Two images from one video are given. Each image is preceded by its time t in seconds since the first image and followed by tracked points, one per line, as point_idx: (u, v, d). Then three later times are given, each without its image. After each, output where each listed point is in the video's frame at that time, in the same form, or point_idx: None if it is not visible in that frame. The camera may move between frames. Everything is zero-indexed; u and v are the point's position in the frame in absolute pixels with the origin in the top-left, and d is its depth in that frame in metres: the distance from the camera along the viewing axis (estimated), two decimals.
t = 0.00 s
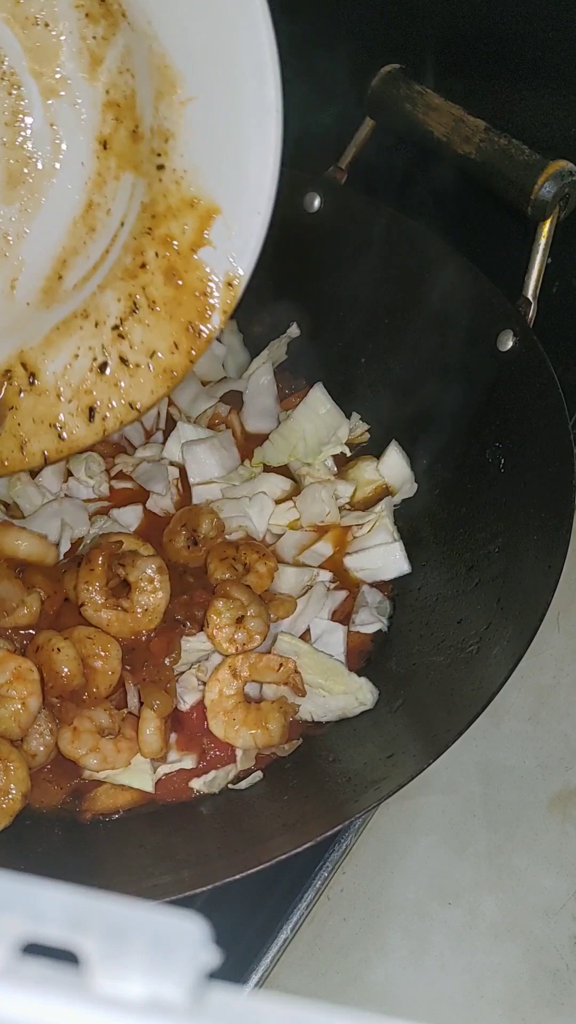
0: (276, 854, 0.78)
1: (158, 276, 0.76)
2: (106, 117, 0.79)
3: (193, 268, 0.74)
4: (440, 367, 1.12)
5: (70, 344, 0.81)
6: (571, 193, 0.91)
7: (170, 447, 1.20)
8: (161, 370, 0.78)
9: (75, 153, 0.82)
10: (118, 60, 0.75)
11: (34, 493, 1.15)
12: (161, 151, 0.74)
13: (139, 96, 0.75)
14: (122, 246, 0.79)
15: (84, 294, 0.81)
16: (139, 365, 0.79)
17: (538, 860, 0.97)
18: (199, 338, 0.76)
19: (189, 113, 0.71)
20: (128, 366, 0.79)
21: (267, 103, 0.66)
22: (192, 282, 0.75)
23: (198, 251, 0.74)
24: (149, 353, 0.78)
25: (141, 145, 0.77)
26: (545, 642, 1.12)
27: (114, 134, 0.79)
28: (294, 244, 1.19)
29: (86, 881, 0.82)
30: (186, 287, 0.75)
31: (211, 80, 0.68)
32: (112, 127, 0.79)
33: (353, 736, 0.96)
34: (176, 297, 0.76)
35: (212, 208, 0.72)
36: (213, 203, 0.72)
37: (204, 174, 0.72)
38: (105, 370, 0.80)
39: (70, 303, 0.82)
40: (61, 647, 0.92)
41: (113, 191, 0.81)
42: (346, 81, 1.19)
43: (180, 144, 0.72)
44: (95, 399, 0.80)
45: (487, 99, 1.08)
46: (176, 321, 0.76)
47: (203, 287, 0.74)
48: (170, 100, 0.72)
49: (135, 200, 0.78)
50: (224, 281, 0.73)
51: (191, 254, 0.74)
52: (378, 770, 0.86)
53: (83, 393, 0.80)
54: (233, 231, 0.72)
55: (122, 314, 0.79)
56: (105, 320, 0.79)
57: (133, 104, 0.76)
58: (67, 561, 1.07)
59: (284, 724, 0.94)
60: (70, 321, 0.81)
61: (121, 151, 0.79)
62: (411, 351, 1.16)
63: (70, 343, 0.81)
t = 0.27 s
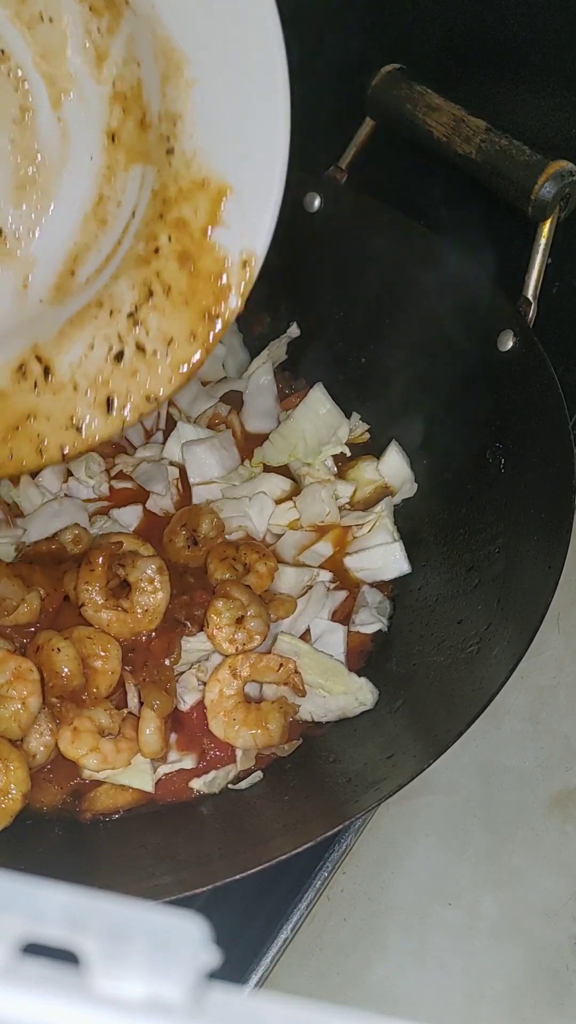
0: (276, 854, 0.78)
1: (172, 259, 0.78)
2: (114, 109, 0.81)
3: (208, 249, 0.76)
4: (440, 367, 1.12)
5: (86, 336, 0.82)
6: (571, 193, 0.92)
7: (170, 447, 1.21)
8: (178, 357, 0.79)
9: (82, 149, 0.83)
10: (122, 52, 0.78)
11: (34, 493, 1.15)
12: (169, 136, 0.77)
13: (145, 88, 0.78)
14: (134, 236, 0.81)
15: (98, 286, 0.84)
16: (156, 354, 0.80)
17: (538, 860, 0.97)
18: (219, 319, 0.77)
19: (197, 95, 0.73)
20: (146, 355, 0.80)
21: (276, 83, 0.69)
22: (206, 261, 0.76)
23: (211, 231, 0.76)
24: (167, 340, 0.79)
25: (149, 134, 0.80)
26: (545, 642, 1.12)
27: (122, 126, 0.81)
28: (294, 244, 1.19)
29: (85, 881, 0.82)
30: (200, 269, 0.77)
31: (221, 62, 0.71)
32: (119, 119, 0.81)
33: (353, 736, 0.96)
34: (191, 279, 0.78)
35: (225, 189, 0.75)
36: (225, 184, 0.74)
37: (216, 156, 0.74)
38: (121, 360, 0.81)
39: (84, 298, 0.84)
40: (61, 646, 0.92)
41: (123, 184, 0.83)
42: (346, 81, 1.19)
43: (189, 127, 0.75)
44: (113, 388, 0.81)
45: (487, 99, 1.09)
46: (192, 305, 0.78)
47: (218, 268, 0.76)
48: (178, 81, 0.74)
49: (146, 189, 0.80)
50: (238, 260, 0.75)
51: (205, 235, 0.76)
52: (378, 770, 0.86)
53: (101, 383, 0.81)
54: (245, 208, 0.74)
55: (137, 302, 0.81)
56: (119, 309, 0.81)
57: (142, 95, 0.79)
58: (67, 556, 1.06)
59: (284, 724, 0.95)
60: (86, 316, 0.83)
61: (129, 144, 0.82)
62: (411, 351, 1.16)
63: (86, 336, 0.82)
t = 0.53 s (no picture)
0: (276, 854, 0.79)
1: (183, 168, 0.70)
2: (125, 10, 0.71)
3: (220, 158, 0.69)
4: (440, 367, 1.12)
5: (98, 244, 0.72)
6: (571, 193, 0.92)
7: (170, 447, 1.21)
8: (190, 274, 0.70)
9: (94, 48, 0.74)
10: None
11: (34, 493, 1.15)
12: (180, 36, 0.69)
13: None
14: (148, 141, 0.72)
15: (109, 199, 0.74)
16: (169, 264, 0.71)
17: (539, 860, 0.96)
18: (229, 240, 0.70)
19: None
20: (159, 267, 0.71)
21: None
22: (215, 173, 0.69)
23: (222, 139, 0.69)
24: (180, 254, 0.71)
25: (161, 32, 0.70)
26: (545, 643, 1.12)
27: (135, 28, 0.72)
28: (294, 244, 1.19)
29: (85, 881, 0.82)
30: (210, 179, 0.69)
31: None
32: (132, 22, 0.72)
33: (353, 736, 0.96)
34: (203, 188, 0.70)
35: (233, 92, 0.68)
36: (234, 84, 0.67)
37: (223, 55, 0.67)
38: (133, 271, 0.71)
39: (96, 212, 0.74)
40: (60, 646, 0.92)
41: (138, 88, 0.74)
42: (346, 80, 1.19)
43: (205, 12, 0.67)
44: (126, 301, 0.71)
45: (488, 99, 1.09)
46: (205, 219, 0.70)
47: (232, 178, 0.69)
48: None
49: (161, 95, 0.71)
50: (250, 169, 0.69)
51: (214, 140, 0.69)
52: (378, 770, 0.86)
53: (116, 295, 0.72)
54: (259, 112, 0.67)
55: (149, 212, 0.71)
56: (132, 218, 0.72)
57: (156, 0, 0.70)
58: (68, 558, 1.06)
59: (284, 724, 0.95)
60: (97, 224, 0.73)
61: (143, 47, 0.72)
62: (411, 351, 1.16)
63: (99, 245, 0.72)
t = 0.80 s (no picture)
0: (276, 854, 0.79)
1: (238, 153, 0.64)
2: None
3: (278, 141, 0.63)
4: (440, 367, 1.12)
5: (145, 237, 0.69)
6: (571, 193, 0.92)
7: (170, 447, 1.21)
8: (244, 268, 0.66)
9: (146, 29, 0.70)
10: None
11: (34, 493, 1.15)
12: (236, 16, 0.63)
13: None
14: (202, 123, 0.67)
15: (159, 188, 0.70)
16: (221, 258, 0.67)
17: (539, 861, 0.96)
18: (285, 232, 0.65)
19: None
20: (211, 258, 0.67)
21: None
22: (272, 163, 0.64)
23: (281, 117, 0.63)
24: (236, 245, 0.66)
25: (218, 7, 0.65)
26: (545, 643, 1.12)
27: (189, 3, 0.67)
28: (294, 244, 1.19)
29: (85, 881, 0.82)
30: (271, 168, 0.64)
31: None
32: None
33: (353, 736, 0.96)
34: (261, 180, 0.64)
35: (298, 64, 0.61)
36: (298, 57, 0.61)
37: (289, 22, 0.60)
38: (182, 262, 0.68)
39: (146, 202, 0.70)
40: (60, 646, 0.92)
41: (191, 67, 0.69)
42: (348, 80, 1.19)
43: None
44: (173, 296, 0.68)
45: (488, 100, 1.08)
46: (260, 213, 0.65)
47: (292, 162, 0.63)
48: None
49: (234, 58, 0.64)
50: (312, 154, 0.63)
51: (269, 126, 0.63)
52: (378, 770, 0.86)
53: (161, 288, 0.68)
54: (324, 84, 0.61)
55: (201, 198, 0.66)
56: (182, 208, 0.67)
57: None
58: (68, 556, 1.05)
59: (284, 724, 0.95)
60: (146, 215, 0.69)
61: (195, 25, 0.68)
62: (411, 351, 1.16)
63: (146, 237, 0.69)
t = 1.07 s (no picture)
0: (276, 854, 0.79)
1: (224, 210, 0.65)
2: (169, 51, 0.70)
3: (264, 199, 0.64)
4: (440, 367, 1.12)
5: (134, 289, 0.69)
6: (571, 193, 0.92)
7: (170, 447, 1.21)
8: (231, 322, 0.66)
9: (136, 96, 0.72)
10: None
11: (34, 493, 1.15)
12: (225, 74, 0.65)
13: (202, 19, 0.66)
14: (190, 182, 0.68)
15: (150, 240, 0.70)
16: (207, 311, 0.67)
17: (539, 861, 0.96)
18: (269, 287, 0.65)
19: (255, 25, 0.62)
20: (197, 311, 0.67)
21: None
22: (256, 221, 0.64)
23: (266, 177, 0.64)
24: (222, 299, 0.66)
25: (206, 72, 0.67)
26: (545, 643, 1.12)
27: (179, 69, 0.70)
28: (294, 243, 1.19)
29: (85, 880, 0.82)
30: (257, 225, 0.64)
31: None
32: (176, 62, 0.70)
33: (353, 736, 0.96)
34: (246, 239, 0.65)
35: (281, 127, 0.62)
36: (282, 120, 0.62)
37: (272, 88, 0.62)
38: (170, 314, 0.68)
39: (135, 254, 0.71)
40: (60, 646, 0.92)
41: (181, 132, 0.71)
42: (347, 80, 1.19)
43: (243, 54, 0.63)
44: (161, 349, 0.68)
45: (488, 100, 1.09)
46: (247, 265, 0.65)
47: (275, 220, 0.64)
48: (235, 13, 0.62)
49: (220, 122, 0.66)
50: (297, 212, 0.63)
51: (253, 185, 0.64)
52: (378, 770, 0.86)
53: (149, 342, 0.69)
54: (307, 144, 0.62)
55: (189, 254, 0.67)
56: (170, 262, 0.68)
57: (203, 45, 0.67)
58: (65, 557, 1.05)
59: (284, 724, 0.95)
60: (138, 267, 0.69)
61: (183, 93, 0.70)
62: (411, 351, 1.16)
63: (136, 289, 0.69)
